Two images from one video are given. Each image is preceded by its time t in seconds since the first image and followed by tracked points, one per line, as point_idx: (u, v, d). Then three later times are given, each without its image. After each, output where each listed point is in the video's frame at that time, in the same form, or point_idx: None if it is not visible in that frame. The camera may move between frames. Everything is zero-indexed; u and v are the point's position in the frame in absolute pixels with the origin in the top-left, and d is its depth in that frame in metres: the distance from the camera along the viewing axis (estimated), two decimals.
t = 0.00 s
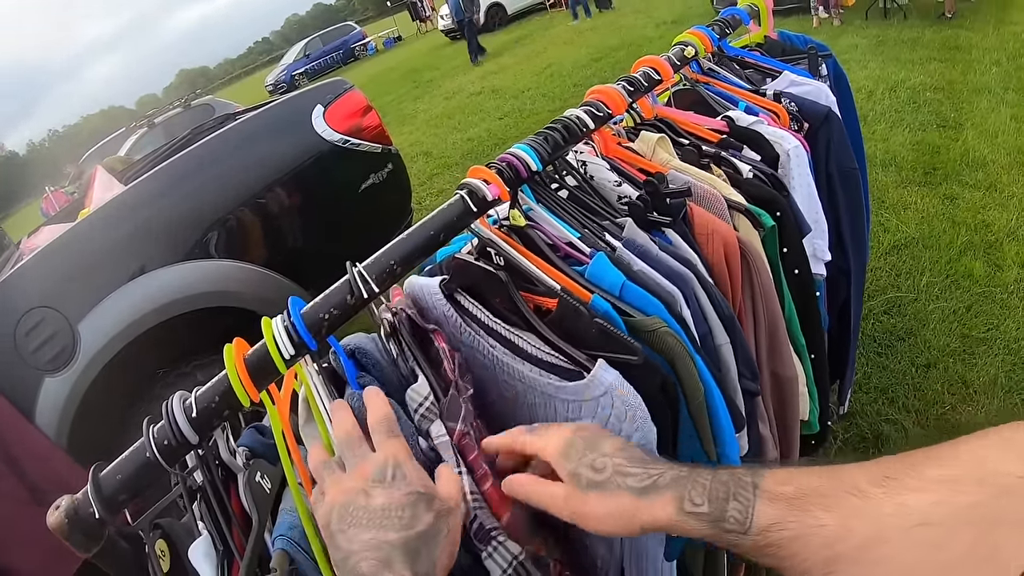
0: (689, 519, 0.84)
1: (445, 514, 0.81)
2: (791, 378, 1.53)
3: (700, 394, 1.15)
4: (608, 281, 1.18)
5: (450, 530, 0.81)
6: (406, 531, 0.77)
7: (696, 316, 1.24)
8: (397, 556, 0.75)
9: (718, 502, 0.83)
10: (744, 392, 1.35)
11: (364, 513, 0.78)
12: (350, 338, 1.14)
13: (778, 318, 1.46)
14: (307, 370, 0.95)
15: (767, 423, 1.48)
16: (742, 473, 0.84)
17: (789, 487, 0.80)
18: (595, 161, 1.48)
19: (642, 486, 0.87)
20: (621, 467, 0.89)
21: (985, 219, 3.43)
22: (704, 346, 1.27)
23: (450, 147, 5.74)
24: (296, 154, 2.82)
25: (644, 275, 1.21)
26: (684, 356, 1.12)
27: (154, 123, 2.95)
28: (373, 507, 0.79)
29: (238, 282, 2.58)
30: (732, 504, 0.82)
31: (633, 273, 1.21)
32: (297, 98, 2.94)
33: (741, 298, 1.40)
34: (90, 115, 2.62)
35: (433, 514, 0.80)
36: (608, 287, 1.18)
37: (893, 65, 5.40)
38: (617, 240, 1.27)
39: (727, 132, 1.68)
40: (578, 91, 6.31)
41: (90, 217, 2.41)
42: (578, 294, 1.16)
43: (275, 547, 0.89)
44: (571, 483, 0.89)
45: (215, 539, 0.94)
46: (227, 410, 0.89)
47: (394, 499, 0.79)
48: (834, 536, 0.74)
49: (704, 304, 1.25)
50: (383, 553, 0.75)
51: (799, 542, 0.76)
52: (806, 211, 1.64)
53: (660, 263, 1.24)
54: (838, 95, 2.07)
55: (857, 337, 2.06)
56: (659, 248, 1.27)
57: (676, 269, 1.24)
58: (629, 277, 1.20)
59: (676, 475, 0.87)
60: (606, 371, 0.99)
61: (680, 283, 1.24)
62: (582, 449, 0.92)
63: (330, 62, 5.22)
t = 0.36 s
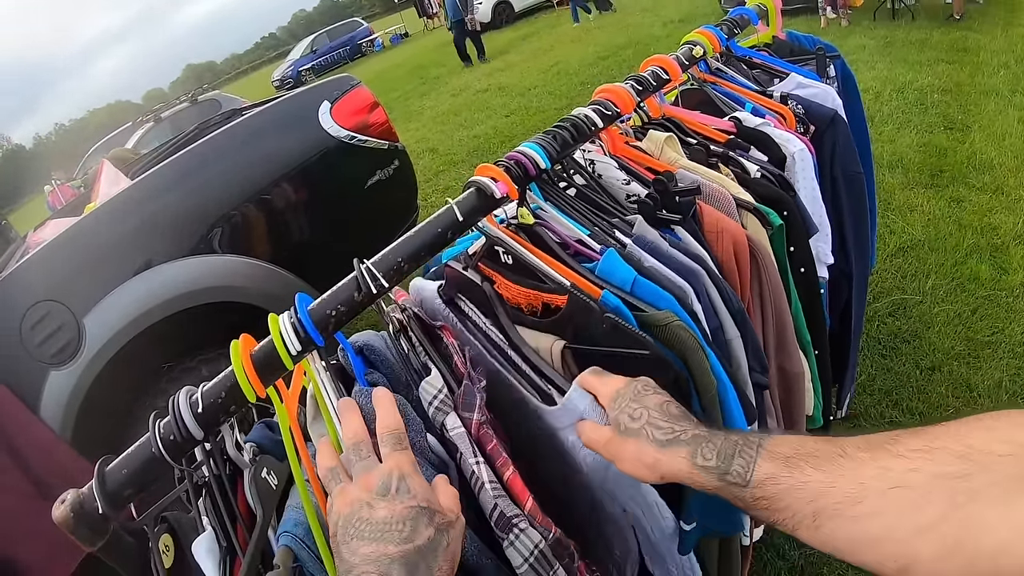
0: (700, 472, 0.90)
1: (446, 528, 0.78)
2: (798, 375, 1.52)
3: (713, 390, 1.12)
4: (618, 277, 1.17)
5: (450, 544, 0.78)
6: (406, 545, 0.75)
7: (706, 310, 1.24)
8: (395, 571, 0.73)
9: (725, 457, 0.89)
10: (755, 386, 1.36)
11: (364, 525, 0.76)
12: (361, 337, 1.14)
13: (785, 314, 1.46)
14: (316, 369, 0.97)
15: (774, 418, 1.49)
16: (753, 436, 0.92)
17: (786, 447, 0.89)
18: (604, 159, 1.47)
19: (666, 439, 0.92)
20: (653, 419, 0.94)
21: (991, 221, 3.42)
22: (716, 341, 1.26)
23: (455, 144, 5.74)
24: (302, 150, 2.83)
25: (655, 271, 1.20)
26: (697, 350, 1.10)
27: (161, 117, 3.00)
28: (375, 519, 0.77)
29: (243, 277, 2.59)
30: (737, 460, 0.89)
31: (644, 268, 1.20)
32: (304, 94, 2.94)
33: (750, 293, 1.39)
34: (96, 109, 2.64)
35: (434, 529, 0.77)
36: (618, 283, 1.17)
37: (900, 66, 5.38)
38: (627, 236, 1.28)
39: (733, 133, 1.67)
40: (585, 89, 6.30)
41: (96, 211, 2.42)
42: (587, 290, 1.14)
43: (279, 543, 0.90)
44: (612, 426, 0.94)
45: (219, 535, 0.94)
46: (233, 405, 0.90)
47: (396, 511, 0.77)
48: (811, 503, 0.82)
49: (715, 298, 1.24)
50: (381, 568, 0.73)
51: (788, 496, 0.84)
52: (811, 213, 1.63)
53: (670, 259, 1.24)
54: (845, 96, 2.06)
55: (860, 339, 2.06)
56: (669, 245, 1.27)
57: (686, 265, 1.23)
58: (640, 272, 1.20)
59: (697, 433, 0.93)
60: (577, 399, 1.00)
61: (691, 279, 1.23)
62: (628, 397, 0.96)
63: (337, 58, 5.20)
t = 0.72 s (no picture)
0: (743, 494, 0.85)
1: (445, 528, 0.79)
2: (810, 370, 1.53)
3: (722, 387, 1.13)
4: (627, 273, 1.17)
5: (449, 544, 0.79)
6: (406, 544, 0.76)
7: (715, 307, 1.24)
8: (393, 569, 0.74)
9: (772, 480, 0.84)
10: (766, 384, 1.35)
11: (365, 525, 0.77)
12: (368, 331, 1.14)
13: (796, 307, 1.47)
14: (323, 363, 0.98)
15: (785, 416, 1.49)
16: (800, 455, 0.86)
17: (842, 471, 0.83)
18: (612, 157, 1.48)
19: (699, 459, 0.89)
20: (676, 436, 0.92)
21: (998, 222, 3.41)
22: (725, 338, 1.27)
23: (462, 141, 5.76)
24: (309, 146, 2.84)
25: (664, 267, 1.21)
26: (705, 347, 1.10)
27: (167, 114, 3.08)
28: (376, 519, 0.78)
29: (249, 273, 2.61)
30: (785, 484, 0.84)
31: (653, 264, 1.21)
32: (311, 91, 2.95)
33: (761, 292, 1.40)
34: (104, 105, 2.65)
35: (434, 528, 0.78)
36: (627, 280, 1.17)
37: (908, 65, 5.37)
38: (635, 233, 1.28)
39: (742, 130, 1.68)
40: (591, 87, 6.31)
41: (105, 206, 2.45)
42: (596, 286, 1.15)
43: (289, 534, 0.91)
44: (625, 445, 0.92)
45: (230, 527, 0.95)
46: (243, 398, 0.91)
47: (396, 511, 0.78)
48: (871, 533, 0.76)
49: (724, 295, 1.25)
50: (380, 565, 0.74)
51: (850, 524, 0.78)
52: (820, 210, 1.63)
53: (679, 255, 1.24)
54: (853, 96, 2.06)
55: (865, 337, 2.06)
56: (678, 241, 1.28)
57: (695, 261, 1.24)
58: (649, 268, 1.20)
59: (732, 450, 0.89)
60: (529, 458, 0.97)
61: (700, 275, 1.24)
62: (640, 411, 0.95)
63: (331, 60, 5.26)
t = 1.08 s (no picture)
0: (769, 392, 0.93)
1: (441, 535, 0.79)
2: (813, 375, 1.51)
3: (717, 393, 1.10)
4: (627, 275, 1.16)
5: (446, 550, 0.79)
6: (403, 549, 0.76)
7: (715, 309, 1.22)
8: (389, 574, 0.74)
9: (797, 382, 0.91)
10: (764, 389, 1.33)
11: (362, 529, 0.77)
12: (367, 326, 1.14)
13: (798, 310, 1.45)
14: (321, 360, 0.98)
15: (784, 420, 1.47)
16: (823, 368, 0.93)
17: (858, 385, 0.89)
18: (615, 155, 1.46)
19: (738, 356, 0.98)
20: (724, 341, 1.00)
21: (1006, 221, 3.39)
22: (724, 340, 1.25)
23: (468, 138, 5.74)
24: (315, 143, 2.83)
25: (664, 269, 1.19)
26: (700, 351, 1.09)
27: (174, 110, 3.07)
28: (373, 524, 0.77)
29: (253, 270, 2.61)
30: (808, 387, 0.90)
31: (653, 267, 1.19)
32: (317, 88, 2.95)
33: (762, 295, 1.39)
34: (111, 101, 2.65)
35: (430, 534, 0.78)
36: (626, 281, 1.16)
37: (916, 63, 5.32)
38: (636, 233, 1.27)
39: (746, 129, 1.67)
40: (597, 84, 6.29)
41: (111, 202, 2.45)
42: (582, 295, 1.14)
43: (289, 530, 0.91)
44: (679, 337, 1.01)
45: (229, 523, 0.95)
46: (242, 396, 0.91)
47: (394, 517, 0.77)
48: (874, 446, 0.80)
49: (724, 296, 1.23)
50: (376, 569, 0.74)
51: (858, 435, 0.82)
52: (826, 209, 1.62)
53: (680, 257, 1.23)
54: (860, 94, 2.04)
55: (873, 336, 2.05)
56: (680, 242, 1.26)
57: (694, 261, 1.22)
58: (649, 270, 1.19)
59: (768, 359, 0.97)
60: (522, 461, 0.98)
61: (700, 277, 1.22)
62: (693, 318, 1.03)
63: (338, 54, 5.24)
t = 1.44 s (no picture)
0: (680, 425, 0.93)
1: (438, 542, 0.77)
2: (813, 384, 1.50)
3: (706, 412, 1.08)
4: (619, 288, 1.14)
5: (442, 558, 0.77)
6: (397, 556, 0.74)
7: (712, 323, 1.21)
8: None
9: (706, 415, 0.93)
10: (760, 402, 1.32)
11: (356, 537, 0.76)
12: (369, 330, 1.14)
13: (798, 318, 1.44)
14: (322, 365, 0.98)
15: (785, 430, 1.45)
16: (733, 402, 0.95)
17: (762, 413, 0.92)
18: (617, 160, 1.46)
19: (658, 394, 0.96)
20: (651, 378, 0.98)
21: (1016, 227, 3.35)
22: (720, 354, 1.24)
23: (477, 140, 5.74)
24: (321, 144, 2.83)
25: (657, 281, 1.18)
26: (687, 372, 1.06)
27: (184, 110, 3.07)
28: (369, 531, 0.76)
29: (258, 270, 2.61)
30: (716, 419, 0.92)
31: (649, 279, 1.17)
32: (325, 89, 2.94)
33: (763, 305, 1.37)
34: (123, 100, 2.66)
35: (426, 542, 0.76)
36: (619, 293, 1.14)
37: (927, 67, 5.29)
38: (634, 242, 1.26)
39: (751, 134, 1.65)
40: (606, 86, 6.27)
41: (119, 202, 2.46)
42: (568, 314, 1.10)
43: (284, 535, 0.91)
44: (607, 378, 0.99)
45: (225, 526, 0.95)
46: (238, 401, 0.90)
47: (389, 524, 0.76)
48: (780, 469, 0.85)
49: (720, 310, 1.21)
50: None
51: (762, 459, 0.87)
52: (830, 217, 1.61)
53: (677, 268, 1.22)
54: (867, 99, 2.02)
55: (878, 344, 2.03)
56: (678, 252, 1.25)
57: (693, 275, 1.21)
58: (643, 283, 1.17)
59: (681, 394, 0.97)
60: (523, 467, 0.94)
61: (696, 289, 1.20)
62: (631, 357, 1.01)
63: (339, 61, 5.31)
